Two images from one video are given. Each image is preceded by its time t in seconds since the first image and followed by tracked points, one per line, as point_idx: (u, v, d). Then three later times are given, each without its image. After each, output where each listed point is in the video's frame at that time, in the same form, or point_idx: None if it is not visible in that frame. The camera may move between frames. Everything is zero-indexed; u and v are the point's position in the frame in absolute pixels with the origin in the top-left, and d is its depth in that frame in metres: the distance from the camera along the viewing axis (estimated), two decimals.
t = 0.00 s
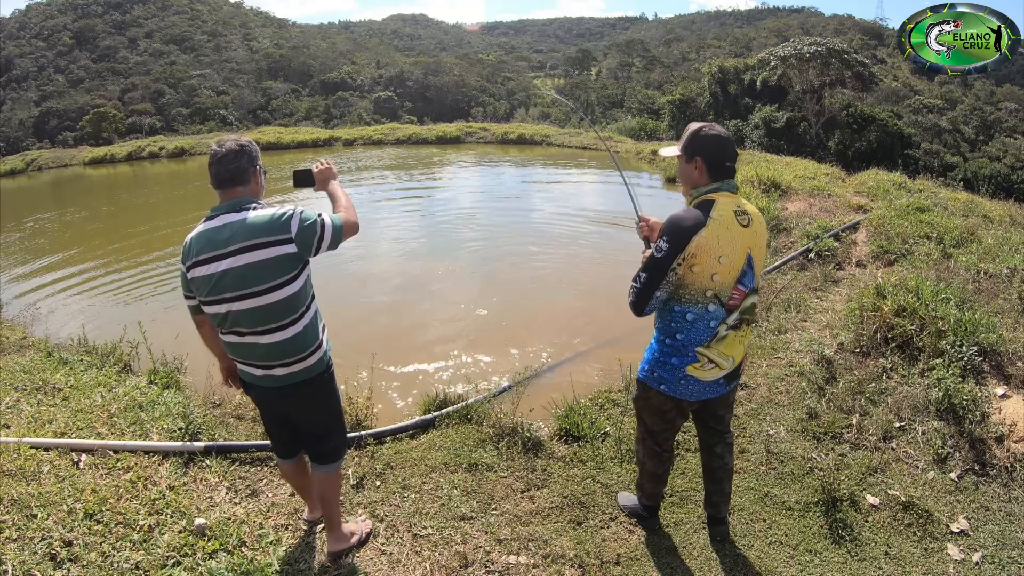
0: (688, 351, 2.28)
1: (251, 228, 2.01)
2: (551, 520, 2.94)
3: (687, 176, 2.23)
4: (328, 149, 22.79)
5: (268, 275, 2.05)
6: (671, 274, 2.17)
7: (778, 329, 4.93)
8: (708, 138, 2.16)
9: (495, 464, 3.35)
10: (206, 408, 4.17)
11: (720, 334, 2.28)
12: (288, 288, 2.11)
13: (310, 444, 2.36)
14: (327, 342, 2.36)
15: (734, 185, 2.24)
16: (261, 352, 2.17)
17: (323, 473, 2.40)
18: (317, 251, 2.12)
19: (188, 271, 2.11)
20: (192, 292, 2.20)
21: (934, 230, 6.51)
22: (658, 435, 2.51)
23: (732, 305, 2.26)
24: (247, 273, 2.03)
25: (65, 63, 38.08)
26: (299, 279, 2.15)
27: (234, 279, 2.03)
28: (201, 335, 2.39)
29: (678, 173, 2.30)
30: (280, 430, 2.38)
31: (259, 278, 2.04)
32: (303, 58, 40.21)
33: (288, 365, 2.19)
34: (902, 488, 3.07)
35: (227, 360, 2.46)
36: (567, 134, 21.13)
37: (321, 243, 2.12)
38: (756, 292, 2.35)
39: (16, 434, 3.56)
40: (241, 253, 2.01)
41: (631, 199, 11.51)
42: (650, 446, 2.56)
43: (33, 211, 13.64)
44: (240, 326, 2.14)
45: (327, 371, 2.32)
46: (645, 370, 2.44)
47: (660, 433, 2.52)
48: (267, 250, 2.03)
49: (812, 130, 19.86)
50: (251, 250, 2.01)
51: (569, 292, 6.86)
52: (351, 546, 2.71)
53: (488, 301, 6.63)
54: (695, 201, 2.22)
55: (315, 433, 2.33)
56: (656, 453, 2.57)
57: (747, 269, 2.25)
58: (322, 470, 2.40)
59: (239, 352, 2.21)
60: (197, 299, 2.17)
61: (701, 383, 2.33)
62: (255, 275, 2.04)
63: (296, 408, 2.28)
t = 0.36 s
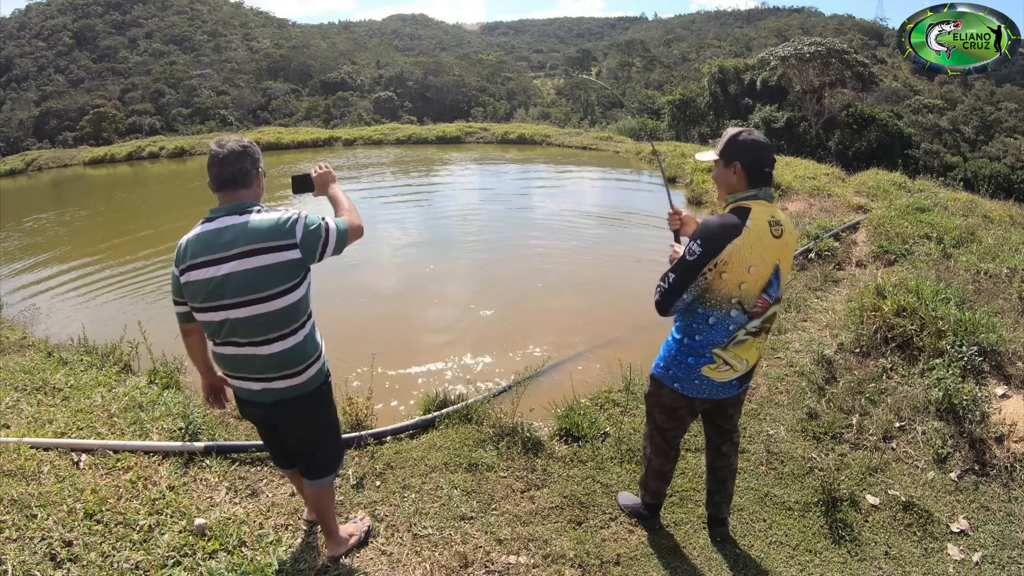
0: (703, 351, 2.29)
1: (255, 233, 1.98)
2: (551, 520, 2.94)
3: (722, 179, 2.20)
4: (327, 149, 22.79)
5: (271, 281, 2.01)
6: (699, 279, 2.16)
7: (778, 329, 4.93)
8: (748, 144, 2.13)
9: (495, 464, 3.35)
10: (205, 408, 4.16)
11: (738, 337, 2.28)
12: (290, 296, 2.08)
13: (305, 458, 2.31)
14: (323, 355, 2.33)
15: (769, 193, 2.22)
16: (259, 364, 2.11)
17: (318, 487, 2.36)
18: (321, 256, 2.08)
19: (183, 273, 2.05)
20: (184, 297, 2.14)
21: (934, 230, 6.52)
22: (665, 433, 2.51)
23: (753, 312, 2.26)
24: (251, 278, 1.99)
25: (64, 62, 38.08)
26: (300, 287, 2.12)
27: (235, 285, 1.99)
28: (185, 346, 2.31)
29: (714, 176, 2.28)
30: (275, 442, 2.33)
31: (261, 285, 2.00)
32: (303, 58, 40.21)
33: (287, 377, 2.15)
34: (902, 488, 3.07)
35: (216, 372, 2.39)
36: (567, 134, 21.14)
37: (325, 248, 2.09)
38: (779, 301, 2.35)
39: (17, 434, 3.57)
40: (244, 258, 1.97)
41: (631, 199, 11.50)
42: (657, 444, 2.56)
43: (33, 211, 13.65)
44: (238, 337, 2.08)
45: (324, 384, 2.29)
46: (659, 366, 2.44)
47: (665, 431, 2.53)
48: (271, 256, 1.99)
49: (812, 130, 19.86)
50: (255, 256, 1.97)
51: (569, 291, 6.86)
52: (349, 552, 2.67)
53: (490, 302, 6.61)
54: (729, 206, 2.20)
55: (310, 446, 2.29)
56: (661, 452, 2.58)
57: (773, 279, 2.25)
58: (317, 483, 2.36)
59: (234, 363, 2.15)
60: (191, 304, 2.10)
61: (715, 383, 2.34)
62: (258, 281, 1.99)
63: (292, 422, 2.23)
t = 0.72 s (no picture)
0: (715, 354, 2.28)
1: (240, 239, 1.94)
2: (551, 520, 2.94)
3: (742, 183, 2.20)
4: (327, 149, 22.80)
5: (255, 288, 1.98)
6: (717, 281, 2.16)
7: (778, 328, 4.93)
8: (769, 148, 2.14)
9: (495, 464, 3.35)
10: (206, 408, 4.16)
11: (750, 341, 2.28)
12: (273, 304, 2.04)
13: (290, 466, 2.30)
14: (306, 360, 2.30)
15: (788, 198, 2.23)
16: (241, 373, 2.08)
17: (306, 495, 2.35)
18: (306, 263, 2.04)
19: (162, 280, 2.00)
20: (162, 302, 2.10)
21: (934, 231, 6.52)
22: (670, 432, 2.52)
23: (767, 316, 2.26)
24: (232, 285, 1.95)
25: (65, 62, 38.08)
26: (284, 295, 2.08)
27: (219, 292, 1.94)
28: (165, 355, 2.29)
29: (733, 179, 2.28)
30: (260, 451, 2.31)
31: (243, 292, 1.96)
32: (303, 58, 40.22)
33: (270, 389, 2.12)
34: (902, 488, 3.07)
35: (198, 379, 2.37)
36: (567, 134, 21.14)
37: (311, 257, 2.05)
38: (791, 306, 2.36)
39: (17, 434, 3.56)
40: (227, 265, 1.93)
41: (631, 199, 11.49)
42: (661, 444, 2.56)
43: (32, 211, 13.65)
44: (220, 347, 2.04)
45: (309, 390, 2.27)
46: (668, 366, 2.43)
47: (666, 431, 2.53)
48: (255, 264, 1.95)
49: (812, 130, 19.87)
50: (238, 263, 1.94)
51: (568, 291, 6.86)
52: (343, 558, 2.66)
53: (490, 302, 6.60)
54: (747, 210, 2.20)
55: (296, 455, 2.28)
56: (664, 451, 2.58)
57: (787, 284, 2.25)
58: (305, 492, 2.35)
59: (214, 374, 2.12)
60: (170, 311, 2.06)
61: (724, 386, 2.34)
62: (241, 289, 1.96)
63: (277, 432, 2.22)
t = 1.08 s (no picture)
0: (713, 354, 2.28)
1: (192, 234, 1.92)
2: (551, 520, 2.94)
3: (747, 187, 2.20)
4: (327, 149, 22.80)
5: (210, 280, 1.96)
6: (717, 282, 2.15)
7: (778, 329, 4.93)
8: (773, 153, 2.14)
9: (495, 464, 3.35)
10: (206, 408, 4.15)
11: (749, 343, 2.27)
12: (230, 296, 2.02)
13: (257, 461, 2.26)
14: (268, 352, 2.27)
15: (793, 203, 2.22)
16: (203, 365, 2.06)
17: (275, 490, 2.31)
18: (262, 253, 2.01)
19: (125, 277, 2.01)
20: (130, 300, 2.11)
21: (934, 231, 6.52)
22: (669, 431, 2.52)
23: (767, 321, 2.26)
24: (188, 279, 1.94)
25: (64, 62, 38.07)
26: (240, 288, 2.06)
27: (174, 285, 1.94)
28: (134, 348, 2.31)
29: (738, 183, 2.27)
30: (227, 447, 2.28)
31: (199, 286, 1.95)
32: (303, 58, 40.22)
33: (228, 380, 2.09)
34: (902, 489, 3.07)
35: (167, 374, 2.37)
36: (567, 134, 21.15)
37: (265, 246, 2.01)
38: (791, 310, 2.35)
39: (16, 434, 3.57)
40: (181, 259, 1.92)
41: (631, 199, 11.48)
42: (661, 441, 2.55)
43: (31, 211, 13.67)
44: (179, 340, 2.04)
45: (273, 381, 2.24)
46: (667, 365, 2.43)
47: (665, 430, 2.53)
48: (208, 256, 1.93)
49: (812, 130, 19.87)
50: (193, 256, 1.92)
51: (568, 291, 6.87)
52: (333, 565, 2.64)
53: (488, 302, 6.59)
54: (752, 214, 2.20)
55: (262, 448, 2.24)
56: (665, 452, 2.57)
57: (788, 289, 2.24)
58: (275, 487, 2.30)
59: (176, 368, 2.11)
60: (136, 307, 2.07)
61: (719, 387, 2.34)
62: (196, 282, 1.95)
63: (240, 424, 2.18)
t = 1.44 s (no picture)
0: (707, 354, 2.28)
1: (179, 231, 1.92)
2: (551, 520, 2.94)
3: (744, 189, 2.20)
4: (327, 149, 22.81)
5: (200, 275, 1.96)
6: (706, 281, 2.16)
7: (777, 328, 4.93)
8: (768, 155, 2.14)
9: (495, 464, 3.35)
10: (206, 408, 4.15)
11: (744, 346, 2.27)
12: (222, 290, 2.01)
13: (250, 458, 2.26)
14: (262, 347, 2.26)
15: (790, 205, 2.22)
16: (194, 361, 2.06)
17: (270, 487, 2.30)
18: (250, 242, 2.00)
19: (119, 279, 2.02)
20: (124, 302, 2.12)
21: (934, 230, 6.52)
22: (666, 430, 2.52)
23: (761, 324, 2.25)
24: (179, 275, 1.94)
25: (64, 63, 38.08)
26: (231, 281, 2.05)
27: (164, 284, 1.94)
28: (128, 349, 2.31)
29: (736, 186, 2.27)
30: (220, 444, 2.28)
31: (189, 281, 1.95)
32: (303, 58, 40.22)
33: (220, 376, 2.08)
34: (902, 488, 3.07)
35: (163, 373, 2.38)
36: (567, 134, 21.15)
37: (253, 234, 2.00)
38: (788, 313, 2.34)
39: (16, 434, 3.56)
40: (170, 258, 1.92)
41: (631, 199, 11.47)
42: (658, 439, 2.55)
43: (31, 212, 13.67)
44: (172, 338, 2.04)
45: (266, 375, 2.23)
46: (663, 365, 2.44)
47: (662, 429, 2.53)
48: (196, 252, 1.93)
49: (812, 130, 19.88)
50: (182, 254, 1.92)
51: (567, 291, 6.86)
52: (308, 563, 2.61)
53: (488, 302, 6.59)
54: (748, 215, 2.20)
55: (254, 445, 2.24)
56: (663, 451, 2.57)
57: (782, 293, 2.23)
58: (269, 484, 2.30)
59: (169, 365, 2.10)
60: (130, 308, 2.07)
61: (715, 386, 2.34)
62: (186, 279, 1.94)
63: (234, 422, 2.17)
